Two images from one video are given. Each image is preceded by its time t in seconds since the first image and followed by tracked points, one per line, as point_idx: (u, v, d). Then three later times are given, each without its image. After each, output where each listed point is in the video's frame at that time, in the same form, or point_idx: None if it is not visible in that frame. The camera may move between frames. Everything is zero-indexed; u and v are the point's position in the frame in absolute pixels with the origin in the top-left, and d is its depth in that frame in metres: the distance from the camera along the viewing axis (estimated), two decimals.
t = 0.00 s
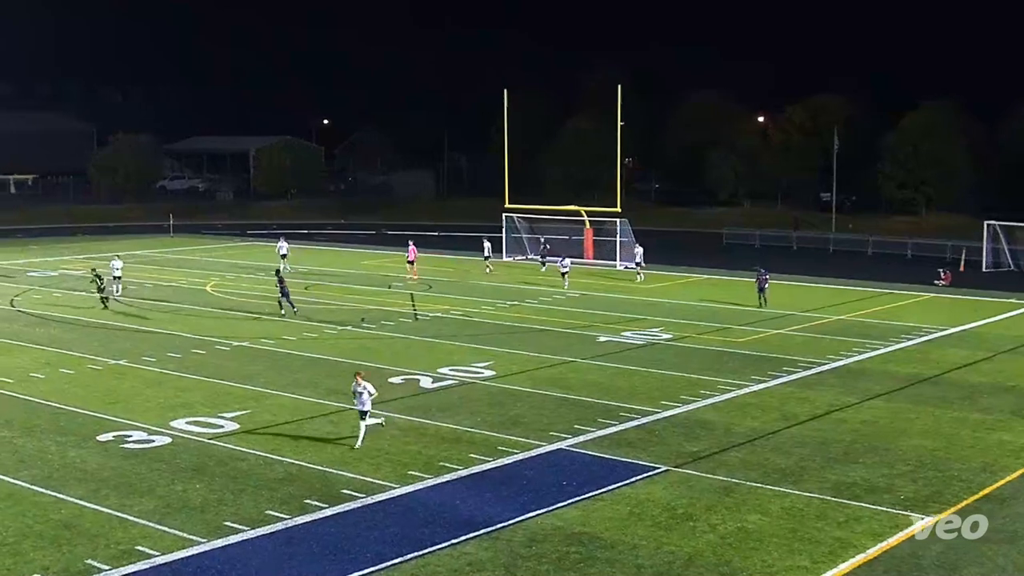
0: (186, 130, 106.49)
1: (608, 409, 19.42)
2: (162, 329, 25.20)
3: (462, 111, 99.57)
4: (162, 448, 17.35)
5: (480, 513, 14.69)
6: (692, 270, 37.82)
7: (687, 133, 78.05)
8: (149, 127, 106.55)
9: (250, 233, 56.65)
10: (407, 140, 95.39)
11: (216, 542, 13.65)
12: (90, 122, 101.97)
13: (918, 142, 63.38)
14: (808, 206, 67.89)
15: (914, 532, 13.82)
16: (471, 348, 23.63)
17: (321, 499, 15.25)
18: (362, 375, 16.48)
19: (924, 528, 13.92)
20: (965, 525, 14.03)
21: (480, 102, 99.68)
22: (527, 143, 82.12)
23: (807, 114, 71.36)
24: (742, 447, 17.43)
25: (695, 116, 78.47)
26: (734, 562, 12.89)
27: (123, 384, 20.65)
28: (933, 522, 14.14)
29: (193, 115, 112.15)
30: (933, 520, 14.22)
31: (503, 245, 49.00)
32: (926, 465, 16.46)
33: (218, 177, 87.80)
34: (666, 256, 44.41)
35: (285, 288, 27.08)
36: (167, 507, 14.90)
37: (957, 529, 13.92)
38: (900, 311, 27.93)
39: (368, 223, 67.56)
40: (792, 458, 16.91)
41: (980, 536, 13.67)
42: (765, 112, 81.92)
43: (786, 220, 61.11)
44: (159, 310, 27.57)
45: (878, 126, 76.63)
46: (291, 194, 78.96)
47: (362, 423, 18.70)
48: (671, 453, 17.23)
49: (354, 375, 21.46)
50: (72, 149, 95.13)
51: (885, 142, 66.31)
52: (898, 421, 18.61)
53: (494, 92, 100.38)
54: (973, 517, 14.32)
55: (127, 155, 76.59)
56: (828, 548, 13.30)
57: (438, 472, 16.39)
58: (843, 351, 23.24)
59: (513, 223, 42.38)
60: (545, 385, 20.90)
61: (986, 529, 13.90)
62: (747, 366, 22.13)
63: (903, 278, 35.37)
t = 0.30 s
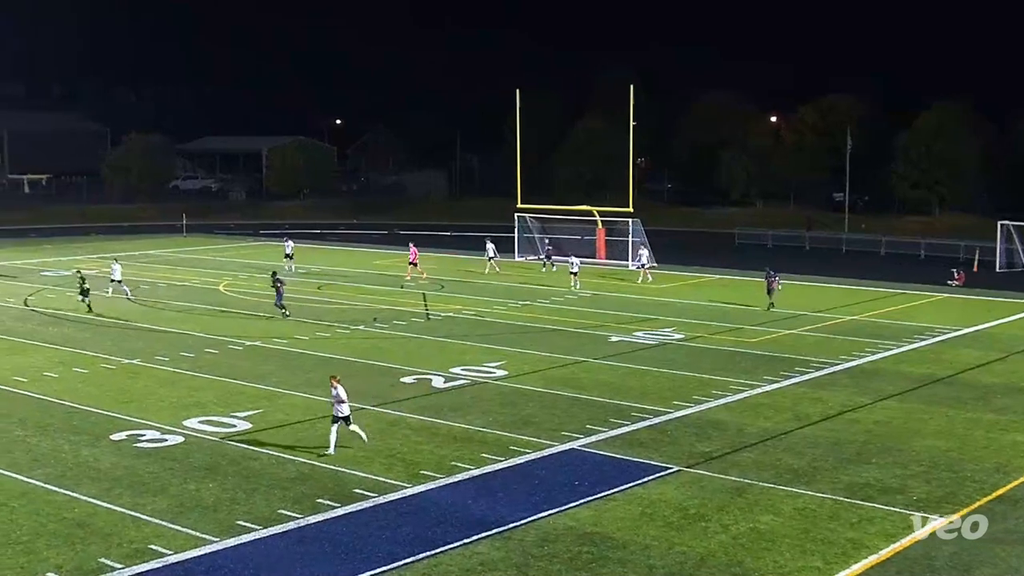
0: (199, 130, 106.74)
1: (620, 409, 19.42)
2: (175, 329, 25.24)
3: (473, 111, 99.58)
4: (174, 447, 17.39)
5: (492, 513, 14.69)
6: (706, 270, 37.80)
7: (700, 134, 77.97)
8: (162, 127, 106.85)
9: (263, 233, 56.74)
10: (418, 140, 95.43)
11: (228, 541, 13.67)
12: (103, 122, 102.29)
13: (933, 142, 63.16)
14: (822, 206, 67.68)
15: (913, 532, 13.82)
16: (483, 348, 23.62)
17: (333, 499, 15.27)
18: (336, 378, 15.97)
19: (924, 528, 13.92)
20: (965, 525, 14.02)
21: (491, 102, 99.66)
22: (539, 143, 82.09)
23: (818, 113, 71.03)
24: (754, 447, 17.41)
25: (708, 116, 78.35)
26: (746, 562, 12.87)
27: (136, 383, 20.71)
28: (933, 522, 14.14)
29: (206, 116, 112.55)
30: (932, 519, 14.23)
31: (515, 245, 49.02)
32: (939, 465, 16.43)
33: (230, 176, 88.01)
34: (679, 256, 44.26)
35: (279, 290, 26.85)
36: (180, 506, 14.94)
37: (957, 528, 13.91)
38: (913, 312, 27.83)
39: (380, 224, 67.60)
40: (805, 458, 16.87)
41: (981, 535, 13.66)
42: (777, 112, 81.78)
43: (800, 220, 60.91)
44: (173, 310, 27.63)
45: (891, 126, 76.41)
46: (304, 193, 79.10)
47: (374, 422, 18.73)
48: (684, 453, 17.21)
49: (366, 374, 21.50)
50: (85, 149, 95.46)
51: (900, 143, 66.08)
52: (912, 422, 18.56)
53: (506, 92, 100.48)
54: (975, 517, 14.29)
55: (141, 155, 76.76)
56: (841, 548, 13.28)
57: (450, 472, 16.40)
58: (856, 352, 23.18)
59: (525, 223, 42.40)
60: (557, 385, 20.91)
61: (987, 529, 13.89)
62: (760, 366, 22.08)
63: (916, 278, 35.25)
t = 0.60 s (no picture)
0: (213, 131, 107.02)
1: (636, 410, 19.33)
2: (189, 329, 25.23)
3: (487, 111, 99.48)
4: (189, 447, 17.36)
5: (506, 515, 14.60)
6: (722, 271, 37.71)
7: (716, 134, 77.79)
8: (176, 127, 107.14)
9: (278, 233, 56.83)
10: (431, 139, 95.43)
11: (242, 542, 13.62)
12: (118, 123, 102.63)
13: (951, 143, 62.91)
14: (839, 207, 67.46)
15: (915, 533, 13.79)
16: (497, 349, 23.53)
17: (347, 499, 15.21)
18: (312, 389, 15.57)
19: (925, 529, 13.89)
20: (965, 525, 14.00)
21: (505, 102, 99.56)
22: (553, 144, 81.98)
23: (835, 112, 71.04)
24: (770, 449, 17.30)
25: (723, 116, 78.16)
26: (762, 565, 12.76)
27: (151, 384, 20.69)
28: (933, 522, 14.13)
29: (220, 115, 112.95)
30: (933, 520, 14.21)
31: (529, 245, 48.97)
32: (957, 468, 16.29)
33: (244, 177, 88.22)
34: (697, 257, 44.04)
35: (274, 295, 26.30)
36: (194, 507, 14.90)
37: (958, 529, 13.89)
38: (931, 313, 27.66)
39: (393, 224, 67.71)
40: (822, 460, 16.74)
41: (981, 536, 13.63)
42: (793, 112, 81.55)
43: (816, 220, 60.71)
44: (187, 310, 27.63)
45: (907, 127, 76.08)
46: (318, 193, 79.22)
47: (388, 423, 18.67)
48: (699, 455, 17.10)
49: (381, 375, 21.46)
50: (100, 150, 95.83)
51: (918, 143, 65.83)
52: (930, 424, 18.42)
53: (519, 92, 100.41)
54: (973, 517, 14.27)
55: (157, 156, 77.12)
56: (858, 551, 13.17)
57: (465, 473, 16.33)
58: (873, 353, 23.03)
59: (540, 223, 42.36)
60: (573, 386, 20.82)
61: (987, 529, 13.86)
62: (776, 368, 21.95)
63: (933, 279, 35.04)
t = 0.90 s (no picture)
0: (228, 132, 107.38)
1: (652, 411, 19.26)
2: (206, 328, 25.29)
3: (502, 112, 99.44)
4: (205, 448, 17.36)
5: (523, 516, 14.54)
6: (738, 271, 37.65)
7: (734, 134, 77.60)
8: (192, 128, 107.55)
9: (295, 233, 56.98)
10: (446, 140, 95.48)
11: (258, 542, 13.62)
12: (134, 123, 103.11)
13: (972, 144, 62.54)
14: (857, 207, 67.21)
15: (915, 533, 13.79)
16: (513, 349, 23.50)
17: (363, 500, 15.18)
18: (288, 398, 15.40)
19: (925, 529, 13.89)
20: (963, 525, 14.01)
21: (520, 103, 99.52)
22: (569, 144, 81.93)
23: (857, 116, 72.07)
24: (788, 450, 17.21)
25: (740, 117, 77.94)
26: (779, 567, 12.69)
27: (168, 383, 20.73)
28: (933, 522, 14.13)
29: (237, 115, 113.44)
30: (932, 520, 14.21)
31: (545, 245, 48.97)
32: (976, 470, 16.18)
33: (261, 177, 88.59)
34: (714, 258, 43.85)
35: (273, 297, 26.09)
36: (210, 507, 14.90)
37: (955, 529, 13.90)
38: (950, 314, 27.48)
39: (409, 224, 67.79)
40: (840, 462, 16.66)
41: (979, 536, 13.63)
42: (810, 112, 81.32)
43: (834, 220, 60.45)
44: (204, 310, 27.68)
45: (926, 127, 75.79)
46: (334, 193, 79.45)
47: (405, 423, 18.66)
48: (716, 456, 17.02)
49: (398, 375, 21.45)
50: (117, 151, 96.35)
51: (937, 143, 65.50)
52: (949, 426, 18.31)
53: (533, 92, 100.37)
54: (974, 517, 14.28)
55: (173, 156, 77.95)
56: (876, 553, 13.09)
57: (481, 474, 16.30)
58: (891, 355, 22.90)
59: (556, 223, 42.37)
60: (589, 386, 20.76)
61: (985, 529, 13.85)
62: (794, 369, 21.85)
63: (953, 280, 34.86)
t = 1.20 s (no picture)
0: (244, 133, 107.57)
1: (669, 412, 19.21)
2: (223, 328, 25.35)
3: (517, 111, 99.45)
4: (222, 447, 17.38)
5: (540, 516, 14.51)
6: (755, 271, 37.58)
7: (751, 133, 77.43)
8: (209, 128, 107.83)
9: (311, 233, 57.04)
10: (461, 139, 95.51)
11: (274, 541, 13.61)
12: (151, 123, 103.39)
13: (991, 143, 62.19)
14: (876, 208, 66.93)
15: (915, 533, 13.78)
16: (530, 350, 23.47)
17: (380, 500, 15.17)
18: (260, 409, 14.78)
19: (926, 529, 13.87)
20: (964, 525, 13.99)
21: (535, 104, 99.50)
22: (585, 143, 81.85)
23: (875, 115, 71.33)
24: (806, 452, 17.14)
25: (757, 116, 77.76)
26: (797, 568, 12.63)
27: (186, 382, 20.77)
28: (934, 522, 14.11)
29: (253, 113, 113.81)
30: (933, 520, 14.20)
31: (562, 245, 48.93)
32: (996, 472, 16.09)
33: (278, 176, 88.77)
34: (730, 258, 43.73)
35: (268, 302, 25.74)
36: (227, 506, 14.91)
37: (957, 529, 13.89)
38: (969, 315, 27.33)
39: (426, 224, 67.72)
40: (858, 463, 16.58)
41: (980, 536, 13.61)
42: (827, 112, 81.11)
43: (852, 221, 60.17)
44: (222, 310, 27.73)
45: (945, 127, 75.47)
46: (351, 193, 79.57)
47: (422, 423, 18.65)
48: (734, 457, 16.96)
49: (415, 375, 21.45)
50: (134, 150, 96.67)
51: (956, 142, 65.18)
52: (969, 427, 18.20)
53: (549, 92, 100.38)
54: (974, 517, 14.28)
55: (191, 156, 77.98)
56: (894, 555, 13.02)
57: (498, 474, 16.27)
58: (910, 356, 22.80)
59: (573, 223, 42.33)
60: (607, 387, 20.72)
61: (986, 530, 13.83)
62: (812, 370, 21.77)
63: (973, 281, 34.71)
